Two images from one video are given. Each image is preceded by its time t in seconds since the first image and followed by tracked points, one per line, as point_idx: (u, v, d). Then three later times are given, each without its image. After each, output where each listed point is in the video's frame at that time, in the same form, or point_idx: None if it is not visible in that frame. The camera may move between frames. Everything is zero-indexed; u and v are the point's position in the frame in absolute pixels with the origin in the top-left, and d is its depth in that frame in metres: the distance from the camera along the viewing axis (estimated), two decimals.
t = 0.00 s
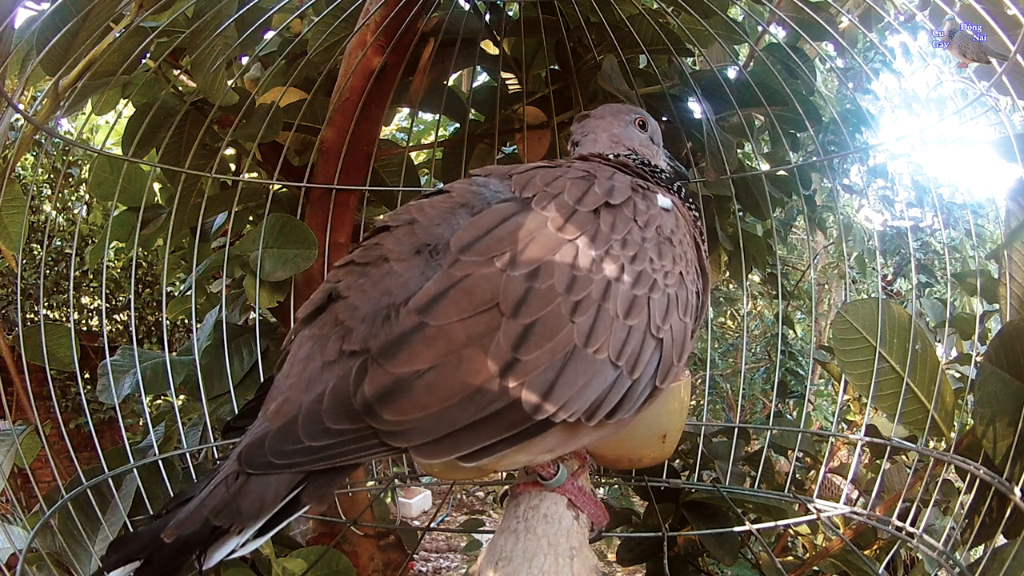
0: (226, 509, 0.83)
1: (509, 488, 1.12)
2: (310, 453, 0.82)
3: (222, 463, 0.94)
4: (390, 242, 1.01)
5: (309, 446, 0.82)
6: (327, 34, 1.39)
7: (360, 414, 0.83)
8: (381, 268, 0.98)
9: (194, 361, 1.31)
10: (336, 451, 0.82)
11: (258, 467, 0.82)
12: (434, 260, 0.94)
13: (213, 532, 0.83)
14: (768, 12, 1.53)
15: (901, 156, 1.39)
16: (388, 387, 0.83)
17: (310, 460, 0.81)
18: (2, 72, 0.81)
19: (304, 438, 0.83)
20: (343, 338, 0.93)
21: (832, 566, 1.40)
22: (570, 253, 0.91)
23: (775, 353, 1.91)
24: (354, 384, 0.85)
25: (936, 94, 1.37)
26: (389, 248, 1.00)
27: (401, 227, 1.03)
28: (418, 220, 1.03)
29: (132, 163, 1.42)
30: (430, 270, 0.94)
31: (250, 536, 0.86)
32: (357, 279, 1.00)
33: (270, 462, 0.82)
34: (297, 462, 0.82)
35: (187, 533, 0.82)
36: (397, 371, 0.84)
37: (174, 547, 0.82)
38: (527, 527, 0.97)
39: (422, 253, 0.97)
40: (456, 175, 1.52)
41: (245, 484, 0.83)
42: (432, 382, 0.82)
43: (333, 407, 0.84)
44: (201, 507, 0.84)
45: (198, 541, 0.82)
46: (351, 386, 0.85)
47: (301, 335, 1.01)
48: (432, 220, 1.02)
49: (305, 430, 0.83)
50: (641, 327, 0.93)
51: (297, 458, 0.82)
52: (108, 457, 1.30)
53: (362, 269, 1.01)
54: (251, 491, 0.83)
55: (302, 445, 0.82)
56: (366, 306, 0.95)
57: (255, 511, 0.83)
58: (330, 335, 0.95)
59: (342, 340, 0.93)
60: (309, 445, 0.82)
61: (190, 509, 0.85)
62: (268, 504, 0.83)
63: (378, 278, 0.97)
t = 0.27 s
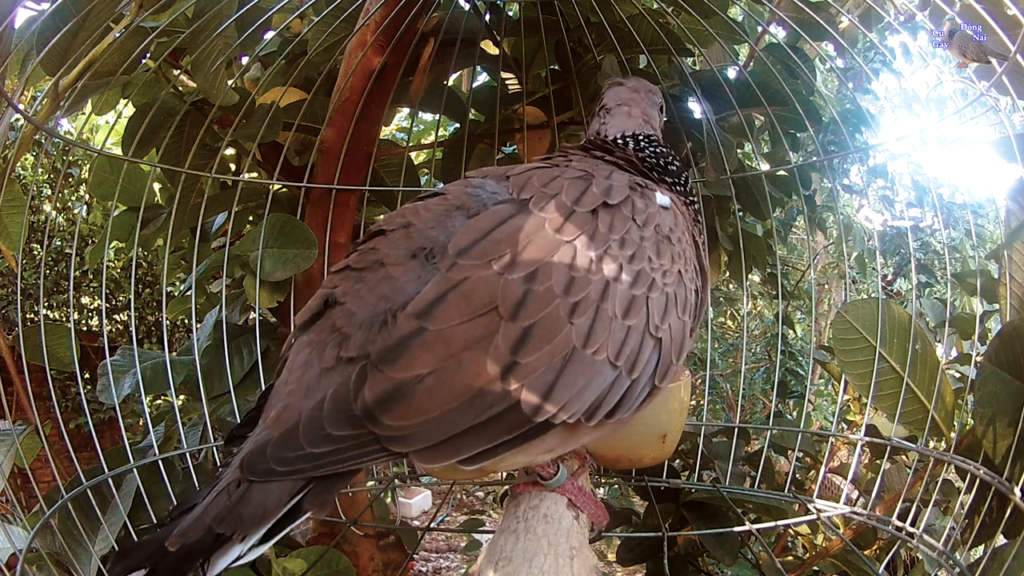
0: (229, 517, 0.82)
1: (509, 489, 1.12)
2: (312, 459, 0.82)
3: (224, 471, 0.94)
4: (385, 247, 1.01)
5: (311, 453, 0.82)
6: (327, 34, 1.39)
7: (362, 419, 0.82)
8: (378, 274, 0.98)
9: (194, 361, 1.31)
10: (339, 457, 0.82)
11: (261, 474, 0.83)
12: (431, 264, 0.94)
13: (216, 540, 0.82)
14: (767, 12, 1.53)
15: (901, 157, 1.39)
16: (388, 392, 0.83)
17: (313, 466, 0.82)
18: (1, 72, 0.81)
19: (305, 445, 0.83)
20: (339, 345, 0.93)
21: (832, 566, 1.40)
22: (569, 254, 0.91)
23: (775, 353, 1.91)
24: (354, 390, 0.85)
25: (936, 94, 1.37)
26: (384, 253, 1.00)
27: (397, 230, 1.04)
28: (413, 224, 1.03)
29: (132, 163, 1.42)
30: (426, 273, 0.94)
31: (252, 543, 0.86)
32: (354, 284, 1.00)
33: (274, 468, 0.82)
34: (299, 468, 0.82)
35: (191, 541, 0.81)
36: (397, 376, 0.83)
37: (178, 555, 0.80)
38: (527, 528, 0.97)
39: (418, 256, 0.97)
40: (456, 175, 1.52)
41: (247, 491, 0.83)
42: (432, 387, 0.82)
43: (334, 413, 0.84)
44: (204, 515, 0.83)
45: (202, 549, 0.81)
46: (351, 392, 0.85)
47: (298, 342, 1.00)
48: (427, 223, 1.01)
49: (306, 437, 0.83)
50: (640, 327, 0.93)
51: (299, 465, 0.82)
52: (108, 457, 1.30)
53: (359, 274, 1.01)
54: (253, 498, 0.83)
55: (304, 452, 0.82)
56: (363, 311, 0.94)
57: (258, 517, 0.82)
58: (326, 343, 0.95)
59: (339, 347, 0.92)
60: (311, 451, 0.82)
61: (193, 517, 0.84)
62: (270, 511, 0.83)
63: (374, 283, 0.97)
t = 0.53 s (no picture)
0: (218, 521, 0.83)
1: (508, 489, 1.12)
2: (301, 456, 0.82)
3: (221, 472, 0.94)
4: (381, 245, 1.01)
5: (300, 450, 0.82)
6: (327, 34, 1.39)
7: (354, 418, 0.82)
8: (372, 270, 0.98)
9: (193, 361, 1.31)
10: (327, 455, 0.81)
11: (250, 470, 0.82)
12: (425, 262, 0.94)
13: (207, 544, 0.83)
14: (767, 12, 1.53)
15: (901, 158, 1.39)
16: (383, 391, 0.83)
17: (301, 463, 0.82)
18: (1, 72, 0.81)
19: (296, 441, 0.83)
20: (327, 343, 0.93)
21: (832, 566, 1.40)
22: (569, 254, 0.91)
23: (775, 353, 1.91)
24: (347, 387, 0.85)
25: (936, 95, 1.37)
26: (381, 249, 1.00)
27: (392, 228, 1.03)
28: (409, 222, 1.02)
29: (132, 163, 1.42)
30: (420, 272, 0.93)
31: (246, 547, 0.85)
32: (346, 279, 0.99)
33: (262, 465, 0.82)
34: (289, 465, 0.82)
35: (183, 547, 0.83)
36: (392, 375, 0.83)
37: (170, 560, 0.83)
38: (527, 528, 0.97)
39: (412, 254, 0.97)
40: (456, 176, 1.52)
41: (236, 494, 0.83)
42: (427, 387, 0.82)
43: (326, 410, 0.84)
44: (195, 520, 0.84)
45: (193, 555, 0.83)
46: (344, 389, 0.85)
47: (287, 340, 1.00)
48: (423, 222, 1.01)
49: (297, 433, 0.83)
50: (639, 332, 0.93)
51: (287, 462, 0.82)
52: (108, 457, 1.30)
53: (352, 269, 1.01)
54: (242, 501, 0.83)
55: (294, 448, 0.82)
56: (353, 308, 0.94)
57: (247, 521, 0.82)
58: (316, 340, 0.95)
59: (327, 344, 0.92)
60: (301, 448, 0.82)
61: (185, 522, 0.85)
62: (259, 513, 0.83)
63: (367, 279, 0.97)
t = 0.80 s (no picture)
0: (222, 520, 0.82)
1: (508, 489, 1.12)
2: (307, 451, 0.82)
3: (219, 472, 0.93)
4: (389, 241, 1.01)
5: (306, 445, 0.82)
6: (327, 34, 1.39)
7: (359, 413, 0.82)
8: (379, 267, 0.98)
9: (193, 361, 1.31)
10: (333, 451, 0.82)
11: (254, 466, 0.82)
12: (434, 260, 0.94)
13: (210, 544, 0.82)
14: (768, 12, 1.53)
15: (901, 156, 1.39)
16: (388, 387, 0.82)
17: (306, 459, 0.82)
18: (1, 71, 0.81)
19: (301, 437, 0.83)
20: (335, 339, 0.93)
21: (831, 566, 1.40)
22: (573, 250, 0.91)
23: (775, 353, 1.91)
24: (353, 383, 0.85)
25: (937, 94, 1.37)
26: (387, 247, 1.00)
27: (399, 226, 1.03)
28: (416, 220, 1.02)
29: (132, 163, 1.42)
30: (429, 270, 0.93)
31: (247, 546, 0.85)
32: (353, 275, 0.99)
33: (266, 460, 0.82)
34: (294, 460, 0.82)
35: (185, 545, 0.81)
36: (398, 370, 0.83)
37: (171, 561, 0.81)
38: (527, 528, 0.97)
39: (421, 251, 0.97)
40: (456, 175, 1.52)
41: (240, 492, 0.83)
42: (433, 382, 0.82)
43: (331, 406, 0.84)
44: (196, 520, 0.83)
45: (196, 554, 0.81)
46: (350, 384, 0.85)
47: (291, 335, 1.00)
48: (429, 220, 1.01)
49: (301, 428, 0.83)
50: (643, 328, 0.93)
51: (292, 457, 0.82)
52: (108, 457, 1.30)
53: (359, 265, 1.01)
54: (246, 500, 0.83)
55: (299, 443, 0.83)
56: (360, 303, 0.94)
57: (252, 518, 0.82)
58: (321, 336, 0.95)
59: (334, 340, 0.93)
60: (306, 444, 0.82)
61: (187, 521, 0.84)
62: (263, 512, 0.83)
63: (375, 275, 0.97)
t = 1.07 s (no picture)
0: (217, 513, 0.82)
1: (508, 489, 1.12)
2: (310, 452, 0.81)
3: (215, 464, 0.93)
4: (390, 239, 1.01)
5: (309, 445, 0.82)
6: (327, 34, 1.39)
7: (362, 415, 0.82)
8: (380, 264, 0.98)
9: (194, 361, 1.31)
10: (335, 452, 0.81)
11: (256, 466, 0.82)
12: (437, 259, 0.94)
13: (204, 536, 0.82)
14: (768, 12, 1.53)
15: (901, 158, 1.39)
16: (391, 390, 0.82)
17: (308, 458, 0.81)
18: (1, 72, 0.81)
19: (304, 437, 0.82)
20: (336, 335, 0.92)
21: (831, 566, 1.40)
22: (577, 256, 0.91)
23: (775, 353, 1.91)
24: (356, 384, 0.84)
25: (938, 97, 1.38)
26: (389, 244, 1.00)
27: (401, 224, 1.03)
28: (418, 219, 1.02)
29: (132, 163, 1.42)
30: (431, 269, 0.93)
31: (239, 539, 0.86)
32: (356, 271, 0.99)
33: (268, 460, 0.82)
34: (297, 460, 0.81)
35: (177, 537, 0.81)
36: (401, 373, 0.83)
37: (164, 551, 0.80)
38: (527, 528, 0.97)
39: (423, 250, 0.96)
40: (456, 176, 1.52)
41: (237, 485, 0.83)
42: (436, 385, 0.82)
43: (334, 407, 0.84)
44: (190, 512, 0.83)
45: (188, 546, 0.81)
46: (353, 386, 0.85)
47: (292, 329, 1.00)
48: (431, 220, 1.01)
49: (305, 428, 0.83)
50: (644, 336, 0.93)
51: (294, 457, 0.81)
52: (108, 457, 1.30)
53: (360, 262, 1.00)
54: (242, 493, 0.82)
55: (302, 444, 0.82)
56: (363, 300, 0.94)
57: (247, 512, 0.82)
58: (322, 332, 0.94)
59: (335, 336, 0.92)
60: (309, 444, 0.82)
61: (180, 512, 0.83)
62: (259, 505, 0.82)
63: (377, 273, 0.96)
